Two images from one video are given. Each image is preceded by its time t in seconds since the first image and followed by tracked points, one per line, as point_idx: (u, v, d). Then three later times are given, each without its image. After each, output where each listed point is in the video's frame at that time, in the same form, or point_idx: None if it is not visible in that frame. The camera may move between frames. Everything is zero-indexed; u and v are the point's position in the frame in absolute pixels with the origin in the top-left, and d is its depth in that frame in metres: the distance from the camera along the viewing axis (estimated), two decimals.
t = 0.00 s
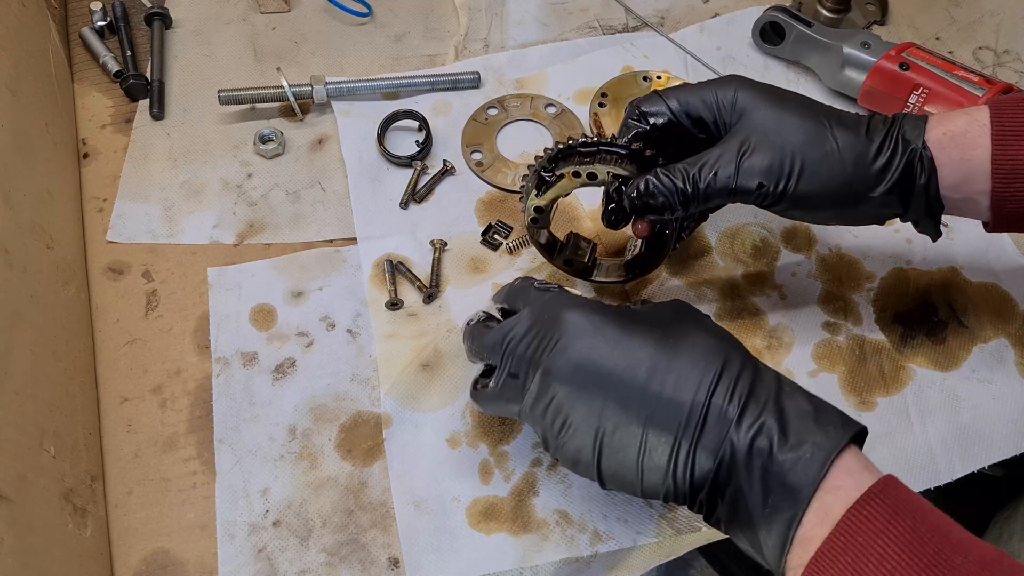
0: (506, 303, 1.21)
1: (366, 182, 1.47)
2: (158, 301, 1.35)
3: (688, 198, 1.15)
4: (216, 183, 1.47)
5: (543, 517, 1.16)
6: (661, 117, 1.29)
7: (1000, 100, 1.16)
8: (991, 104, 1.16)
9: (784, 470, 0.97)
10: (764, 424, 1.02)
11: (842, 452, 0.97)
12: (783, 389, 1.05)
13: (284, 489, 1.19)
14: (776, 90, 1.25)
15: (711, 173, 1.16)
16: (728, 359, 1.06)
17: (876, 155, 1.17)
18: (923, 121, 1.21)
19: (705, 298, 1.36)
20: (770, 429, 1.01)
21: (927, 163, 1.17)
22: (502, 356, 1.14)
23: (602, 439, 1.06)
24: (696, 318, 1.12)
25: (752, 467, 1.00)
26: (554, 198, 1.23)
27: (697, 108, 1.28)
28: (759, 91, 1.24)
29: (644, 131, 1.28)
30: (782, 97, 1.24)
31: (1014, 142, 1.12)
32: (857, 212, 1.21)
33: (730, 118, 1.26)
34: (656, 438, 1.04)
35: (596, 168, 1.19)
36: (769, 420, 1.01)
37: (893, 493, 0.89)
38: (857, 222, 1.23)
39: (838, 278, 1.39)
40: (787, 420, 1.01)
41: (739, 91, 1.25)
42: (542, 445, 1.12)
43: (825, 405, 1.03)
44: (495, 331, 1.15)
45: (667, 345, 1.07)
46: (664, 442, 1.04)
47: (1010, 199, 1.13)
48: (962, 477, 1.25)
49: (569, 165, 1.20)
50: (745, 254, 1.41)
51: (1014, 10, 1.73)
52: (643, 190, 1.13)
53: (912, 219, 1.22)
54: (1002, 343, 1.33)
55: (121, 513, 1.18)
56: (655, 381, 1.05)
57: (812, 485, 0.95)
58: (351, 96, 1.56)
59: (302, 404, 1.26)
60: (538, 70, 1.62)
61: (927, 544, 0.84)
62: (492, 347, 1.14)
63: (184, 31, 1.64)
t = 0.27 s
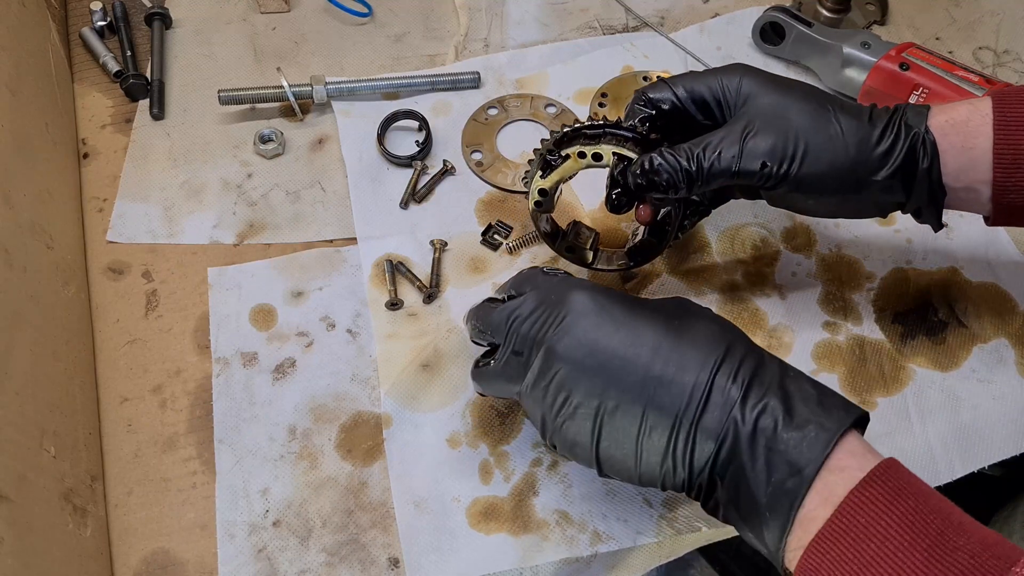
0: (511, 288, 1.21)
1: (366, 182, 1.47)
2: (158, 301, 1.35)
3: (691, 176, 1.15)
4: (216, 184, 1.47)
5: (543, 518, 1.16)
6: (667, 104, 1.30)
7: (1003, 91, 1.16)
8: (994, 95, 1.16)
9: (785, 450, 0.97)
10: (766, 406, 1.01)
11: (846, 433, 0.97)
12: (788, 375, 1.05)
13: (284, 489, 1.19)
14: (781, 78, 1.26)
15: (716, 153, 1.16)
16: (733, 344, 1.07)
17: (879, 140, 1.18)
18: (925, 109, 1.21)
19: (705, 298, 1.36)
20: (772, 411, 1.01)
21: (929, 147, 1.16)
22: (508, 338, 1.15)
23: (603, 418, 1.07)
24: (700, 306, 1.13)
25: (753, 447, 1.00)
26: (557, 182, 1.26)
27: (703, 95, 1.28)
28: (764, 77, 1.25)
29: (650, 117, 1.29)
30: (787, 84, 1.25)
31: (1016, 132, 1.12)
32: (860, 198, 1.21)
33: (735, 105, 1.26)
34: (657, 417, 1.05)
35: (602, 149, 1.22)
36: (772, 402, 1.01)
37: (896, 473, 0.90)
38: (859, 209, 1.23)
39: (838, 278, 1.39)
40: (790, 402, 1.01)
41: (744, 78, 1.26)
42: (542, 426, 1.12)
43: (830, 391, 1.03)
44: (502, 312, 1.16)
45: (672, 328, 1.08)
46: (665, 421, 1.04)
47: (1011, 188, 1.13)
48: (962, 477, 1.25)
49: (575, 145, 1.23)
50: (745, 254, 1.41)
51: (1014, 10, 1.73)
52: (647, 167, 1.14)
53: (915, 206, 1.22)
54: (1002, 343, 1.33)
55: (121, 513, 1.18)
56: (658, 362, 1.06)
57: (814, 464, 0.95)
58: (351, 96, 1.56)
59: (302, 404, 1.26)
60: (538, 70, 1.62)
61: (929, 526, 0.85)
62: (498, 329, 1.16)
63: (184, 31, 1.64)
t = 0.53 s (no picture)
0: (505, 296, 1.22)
1: (366, 182, 1.47)
2: (158, 301, 1.35)
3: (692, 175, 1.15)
4: (216, 183, 1.47)
5: (543, 517, 1.16)
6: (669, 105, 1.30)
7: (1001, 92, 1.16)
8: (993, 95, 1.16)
9: (775, 470, 0.97)
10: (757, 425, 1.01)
11: (836, 452, 0.97)
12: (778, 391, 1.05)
13: (284, 489, 1.19)
14: (783, 78, 1.26)
15: (716, 151, 1.16)
16: (723, 360, 1.06)
17: (879, 139, 1.18)
18: (924, 109, 1.21)
19: (705, 298, 1.36)
20: (761, 430, 1.01)
21: (929, 145, 1.16)
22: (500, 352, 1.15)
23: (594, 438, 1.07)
24: (692, 320, 1.12)
25: (743, 467, 1.00)
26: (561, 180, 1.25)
27: (705, 96, 1.28)
28: (765, 78, 1.25)
29: (652, 117, 1.29)
30: (789, 85, 1.25)
31: (1015, 132, 1.12)
32: (860, 196, 1.21)
33: (737, 105, 1.26)
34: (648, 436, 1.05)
35: (605, 147, 1.23)
36: (762, 421, 1.01)
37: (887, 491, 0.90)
38: (859, 208, 1.23)
39: (839, 278, 1.39)
40: (779, 420, 1.01)
41: (746, 78, 1.26)
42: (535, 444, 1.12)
43: (819, 407, 1.03)
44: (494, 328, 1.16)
45: (662, 346, 1.08)
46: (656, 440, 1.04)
47: (1011, 189, 1.13)
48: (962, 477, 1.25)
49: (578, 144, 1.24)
50: (745, 254, 1.41)
51: (1014, 10, 1.73)
52: (649, 164, 1.14)
53: (915, 205, 1.22)
54: (1002, 343, 1.33)
55: (121, 513, 1.18)
56: (648, 381, 1.06)
57: (803, 485, 0.95)
58: (351, 96, 1.56)
59: (302, 404, 1.26)
60: (538, 70, 1.62)
61: (922, 543, 0.85)
62: (490, 345, 1.16)
63: (184, 31, 1.64)
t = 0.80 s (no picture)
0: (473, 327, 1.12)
1: (366, 182, 1.47)
2: (158, 301, 1.35)
3: (691, 178, 1.14)
4: (216, 183, 1.47)
5: (543, 517, 1.16)
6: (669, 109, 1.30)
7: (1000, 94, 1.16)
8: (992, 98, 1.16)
9: (767, 500, 0.98)
10: (748, 453, 1.02)
11: (828, 480, 0.97)
12: (769, 416, 1.05)
13: (284, 489, 1.19)
14: (782, 82, 1.26)
15: (716, 155, 1.16)
16: (715, 386, 1.06)
17: (878, 142, 1.18)
18: (924, 111, 1.21)
19: (705, 298, 1.36)
20: (753, 458, 1.01)
21: (928, 147, 1.17)
22: (491, 376, 1.14)
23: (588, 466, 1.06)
24: (683, 344, 1.11)
25: (735, 496, 1.01)
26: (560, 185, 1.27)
27: (704, 100, 1.28)
28: (765, 81, 1.26)
29: (652, 121, 1.29)
30: (789, 89, 1.25)
31: (1015, 134, 1.12)
32: (859, 199, 1.20)
33: (736, 108, 1.26)
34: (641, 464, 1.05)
35: (605, 150, 1.23)
36: (753, 449, 1.02)
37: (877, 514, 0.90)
38: (859, 211, 1.22)
39: (839, 278, 1.39)
40: (770, 448, 1.01)
41: (745, 82, 1.26)
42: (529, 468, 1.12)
43: (809, 433, 1.03)
44: (483, 353, 1.13)
45: (653, 372, 1.07)
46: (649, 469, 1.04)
47: (1010, 191, 1.13)
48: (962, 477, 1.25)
49: (578, 147, 1.24)
50: (745, 254, 1.41)
51: (1014, 11, 1.73)
52: (649, 167, 1.14)
53: (914, 207, 1.22)
54: (1002, 343, 1.33)
55: (121, 513, 1.18)
56: (640, 409, 1.05)
57: (791, 517, 0.96)
58: (351, 96, 1.56)
59: (302, 404, 1.26)
60: (538, 70, 1.62)
61: (913, 565, 0.85)
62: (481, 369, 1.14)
63: (184, 31, 1.64)
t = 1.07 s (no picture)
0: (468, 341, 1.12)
1: (366, 182, 1.47)
2: (158, 301, 1.35)
3: (691, 178, 1.14)
4: (216, 183, 1.47)
5: (543, 517, 1.16)
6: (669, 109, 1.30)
7: (1000, 95, 1.16)
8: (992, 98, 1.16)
9: (761, 516, 0.98)
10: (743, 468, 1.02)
11: (823, 496, 0.97)
12: (764, 430, 1.05)
13: (284, 489, 1.19)
14: (782, 82, 1.26)
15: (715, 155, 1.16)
16: (710, 400, 1.06)
17: (878, 141, 1.18)
18: (923, 111, 1.21)
19: (705, 297, 1.36)
20: (747, 473, 1.01)
21: (928, 147, 1.17)
22: (489, 387, 1.14)
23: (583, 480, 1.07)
24: (681, 356, 1.10)
25: (730, 511, 1.01)
26: (559, 186, 1.27)
27: (705, 100, 1.28)
28: (765, 81, 1.25)
29: (652, 121, 1.29)
30: (789, 89, 1.25)
31: (1015, 135, 1.12)
32: (860, 198, 1.20)
33: (737, 109, 1.26)
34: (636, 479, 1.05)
35: (605, 151, 1.22)
36: (748, 464, 1.01)
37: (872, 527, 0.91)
38: (859, 211, 1.22)
39: (839, 278, 1.39)
40: (765, 463, 1.01)
41: (745, 82, 1.26)
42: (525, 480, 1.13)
43: (804, 448, 1.03)
44: (480, 364, 1.13)
45: (650, 385, 1.07)
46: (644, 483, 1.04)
47: (1011, 192, 1.13)
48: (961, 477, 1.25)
49: (578, 147, 1.23)
50: (745, 254, 1.41)
51: (1014, 10, 1.73)
52: (649, 167, 1.13)
53: (915, 207, 1.22)
54: (1002, 343, 1.33)
55: (121, 513, 1.19)
56: (636, 422, 1.06)
57: (786, 532, 0.96)
58: (351, 96, 1.56)
59: (302, 404, 1.26)
60: (538, 70, 1.62)
61: None
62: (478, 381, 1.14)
63: (184, 31, 1.64)
